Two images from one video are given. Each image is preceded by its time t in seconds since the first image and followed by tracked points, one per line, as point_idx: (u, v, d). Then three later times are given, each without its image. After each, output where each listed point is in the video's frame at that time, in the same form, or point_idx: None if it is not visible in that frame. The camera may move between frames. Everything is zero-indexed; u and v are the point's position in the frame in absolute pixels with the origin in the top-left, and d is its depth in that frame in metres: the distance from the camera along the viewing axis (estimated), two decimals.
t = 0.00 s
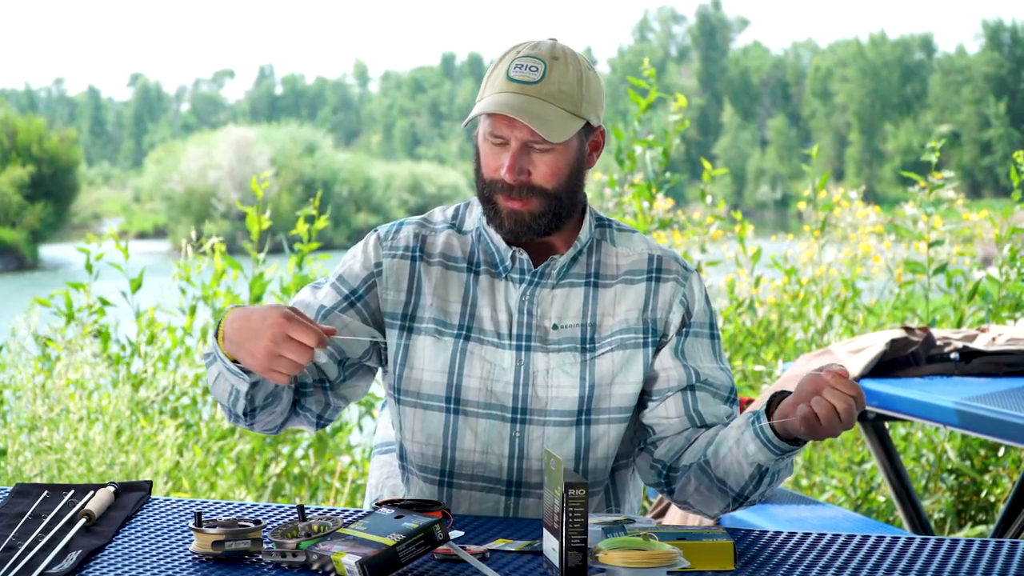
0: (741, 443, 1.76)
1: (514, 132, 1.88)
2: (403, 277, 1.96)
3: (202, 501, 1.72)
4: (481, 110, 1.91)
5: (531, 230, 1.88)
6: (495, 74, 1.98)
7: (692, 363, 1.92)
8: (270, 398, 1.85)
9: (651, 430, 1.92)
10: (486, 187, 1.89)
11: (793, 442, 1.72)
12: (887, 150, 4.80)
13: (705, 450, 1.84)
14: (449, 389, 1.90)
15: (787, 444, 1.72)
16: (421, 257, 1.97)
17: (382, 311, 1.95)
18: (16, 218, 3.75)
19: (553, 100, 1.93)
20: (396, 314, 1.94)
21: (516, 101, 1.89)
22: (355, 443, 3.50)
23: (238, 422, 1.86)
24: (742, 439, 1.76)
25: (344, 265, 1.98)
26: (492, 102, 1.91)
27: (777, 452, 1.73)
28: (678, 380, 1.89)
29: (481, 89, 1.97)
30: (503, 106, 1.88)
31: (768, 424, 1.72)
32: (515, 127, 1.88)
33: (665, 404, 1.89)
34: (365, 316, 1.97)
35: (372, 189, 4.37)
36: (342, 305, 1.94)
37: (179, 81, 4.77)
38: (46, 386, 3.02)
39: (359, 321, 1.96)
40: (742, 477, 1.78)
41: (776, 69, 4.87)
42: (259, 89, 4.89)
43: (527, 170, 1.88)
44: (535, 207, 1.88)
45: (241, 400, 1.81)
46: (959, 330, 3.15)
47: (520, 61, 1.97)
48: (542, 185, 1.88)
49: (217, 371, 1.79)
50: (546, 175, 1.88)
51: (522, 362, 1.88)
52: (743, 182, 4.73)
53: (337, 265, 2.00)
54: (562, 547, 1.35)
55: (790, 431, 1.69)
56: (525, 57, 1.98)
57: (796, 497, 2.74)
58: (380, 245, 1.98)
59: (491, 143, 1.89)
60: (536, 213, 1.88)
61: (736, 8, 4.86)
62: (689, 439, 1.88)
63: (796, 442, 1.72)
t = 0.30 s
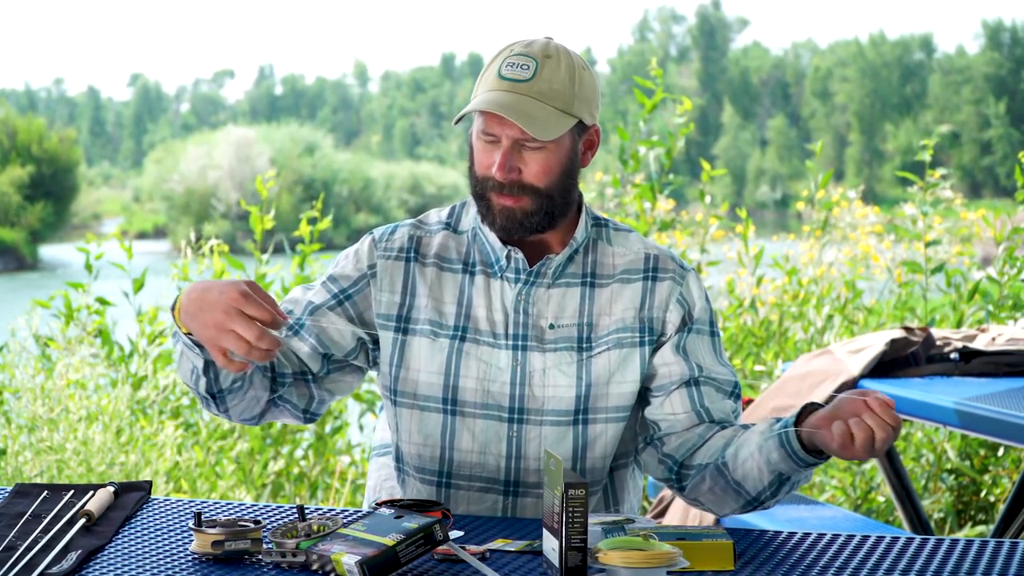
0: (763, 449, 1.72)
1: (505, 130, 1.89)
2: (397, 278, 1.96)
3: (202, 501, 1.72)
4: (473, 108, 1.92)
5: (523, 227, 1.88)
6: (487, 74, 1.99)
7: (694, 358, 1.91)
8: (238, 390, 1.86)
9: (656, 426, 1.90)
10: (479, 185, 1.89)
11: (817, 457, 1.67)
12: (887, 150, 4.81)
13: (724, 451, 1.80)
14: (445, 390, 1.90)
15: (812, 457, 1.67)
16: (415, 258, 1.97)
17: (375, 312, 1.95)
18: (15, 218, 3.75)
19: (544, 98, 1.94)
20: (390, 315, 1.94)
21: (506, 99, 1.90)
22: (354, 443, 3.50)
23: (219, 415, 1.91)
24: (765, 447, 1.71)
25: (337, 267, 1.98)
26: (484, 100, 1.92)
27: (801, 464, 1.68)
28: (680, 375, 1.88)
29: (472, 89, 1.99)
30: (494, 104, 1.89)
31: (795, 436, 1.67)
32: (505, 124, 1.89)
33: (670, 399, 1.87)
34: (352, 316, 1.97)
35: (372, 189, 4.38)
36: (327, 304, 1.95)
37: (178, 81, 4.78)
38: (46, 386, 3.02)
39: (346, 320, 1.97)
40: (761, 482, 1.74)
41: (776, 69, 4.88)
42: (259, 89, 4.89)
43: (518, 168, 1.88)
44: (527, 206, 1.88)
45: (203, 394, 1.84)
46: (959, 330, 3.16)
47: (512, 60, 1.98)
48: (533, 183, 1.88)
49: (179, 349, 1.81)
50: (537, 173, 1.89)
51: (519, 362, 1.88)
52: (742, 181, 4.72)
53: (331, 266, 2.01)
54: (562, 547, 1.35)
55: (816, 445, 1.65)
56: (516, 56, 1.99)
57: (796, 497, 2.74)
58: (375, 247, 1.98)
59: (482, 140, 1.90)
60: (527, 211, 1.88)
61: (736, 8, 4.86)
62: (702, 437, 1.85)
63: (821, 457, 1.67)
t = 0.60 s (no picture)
0: (793, 460, 1.69)
1: (493, 124, 1.91)
2: (394, 280, 1.96)
3: (202, 501, 1.72)
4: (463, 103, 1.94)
5: (507, 223, 1.89)
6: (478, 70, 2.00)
7: (699, 351, 1.91)
8: (219, 391, 1.85)
9: (668, 420, 1.88)
10: (465, 180, 1.91)
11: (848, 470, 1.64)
12: (887, 151, 4.82)
13: (749, 453, 1.76)
14: (442, 390, 1.90)
15: (845, 471, 1.64)
16: (412, 259, 1.97)
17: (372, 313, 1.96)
18: (15, 218, 3.76)
19: (533, 93, 1.94)
20: (388, 316, 1.95)
21: (495, 94, 1.92)
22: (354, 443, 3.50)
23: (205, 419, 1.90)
24: (796, 456, 1.68)
25: (332, 267, 1.99)
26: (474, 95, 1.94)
27: (834, 478, 1.65)
28: (687, 367, 1.88)
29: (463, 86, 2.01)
30: (481, 98, 1.91)
31: (830, 449, 1.64)
32: (493, 118, 1.91)
33: (683, 393, 1.87)
34: (344, 317, 1.97)
35: (372, 189, 4.39)
36: (319, 303, 1.95)
37: (178, 81, 4.79)
38: (46, 386, 3.02)
39: (338, 321, 1.97)
40: (787, 489, 1.72)
41: (775, 69, 4.88)
42: (258, 89, 4.90)
43: (504, 161, 1.89)
44: (512, 199, 1.88)
45: (185, 398, 1.82)
46: (959, 330, 3.16)
47: (502, 55, 1.99)
48: (519, 177, 1.89)
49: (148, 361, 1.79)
50: (524, 166, 1.90)
51: (515, 361, 1.88)
52: (742, 181, 4.73)
53: (326, 265, 2.01)
54: (562, 547, 1.36)
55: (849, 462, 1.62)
56: (506, 52, 2.00)
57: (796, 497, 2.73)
58: (371, 248, 1.99)
59: (471, 135, 1.91)
60: (512, 205, 1.88)
61: (736, 9, 4.91)
62: (722, 434, 1.82)
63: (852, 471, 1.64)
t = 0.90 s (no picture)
0: (777, 455, 1.65)
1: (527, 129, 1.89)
2: (394, 281, 1.96)
3: (201, 501, 1.72)
4: (487, 112, 1.91)
5: (550, 221, 1.88)
6: (489, 73, 1.95)
7: (694, 352, 1.89)
8: (218, 394, 1.82)
9: (661, 421, 1.87)
10: (501, 187, 1.88)
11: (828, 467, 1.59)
12: (886, 151, 4.84)
13: (736, 450, 1.74)
14: (442, 391, 1.90)
15: (825, 468, 1.59)
16: (412, 260, 1.97)
17: (372, 315, 1.96)
18: (15, 218, 3.75)
19: (560, 91, 1.92)
20: (388, 317, 1.95)
21: (525, 98, 1.89)
22: (354, 443, 3.51)
23: (211, 425, 1.87)
24: (779, 451, 1.65)
25: (332, 269, 2.00)
26: (501, 102, 1.90)
27: (816, 474, 1.61)
28: (682, 369, 1.87)
29: (476, 93, 1.95)
30: (514, 104, 1.88)
31: (809, 444, 1.59)
32: (526, 123, 1.89)
33: (675, 394, 1.86)
34: (345, 318, 1.98)
35: (371, 190, 4.44)
36: (320, 305, 1.96)
37: (177, 82, 4.97)
38: (46, 386, 3.03)
39: (339, 322, 1.97)
40: (771, 486, 1.69)
41: (775, 69, 5.00)
42: (257, 89, 5.12)
43: (546, 162, 1.87)
44: (553, 199, 1.87)
45: (186, 407, 1.80)
46: (959, 330, 3.16)
47: (513, 58, 1.94)
48: (560, 175, 1.87)
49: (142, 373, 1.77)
50: (563, 164, 1.87)
51: (515, 361, 1.88)
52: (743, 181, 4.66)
53: (326, 267, 2.02)
54: (561, 548, 1.35)
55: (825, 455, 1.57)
56: (515, 54, 1.95)
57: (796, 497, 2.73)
58: (371, 250, 1.99)
59: (502, 144, 1.88)
60: (553, 204, 1.87)
61: (736, 9, 4.94)
62: (712, 434, 1.80)
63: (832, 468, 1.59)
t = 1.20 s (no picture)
0: (761, 446, 1.68)
1: (531, 134, 1.89)
2: (395, 279, 1.96)
3: (201, 501, 1.72)
4: (492, 115, 1.91)
5: (552, 226, 1.88)
6: (494, 76, 1.94)
7: (689, 349, 1.90)
8: (213, 393, 1.82)
9: (653, 417, 1.87)
10: (503, 191, 1.89)
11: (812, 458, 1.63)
12: (886, 152, 4.94)
13: (723, 442, 1.77)
14: (442, 390, 1.90)
15: (807, 458, 1.63)
16: (412, 259, 1.97)
17: (373, 313, 1.96)
18: (15, 219, 3.74)
19: (565, 95, 1.92)
20: (389, 315, 1.95)
21: (529, 102, 1.88)
22: (354, 444, 3.51)
23: (210, 422, 1.88)
24: (764, 442, 1.68)
25: (333, 266, 1.99)
26: (506, 106, 1.89)
27: (797, 463, 1.65)
28: (676, 365, 1.87)
29: (480, 96, 1.94)
30: (519, 108, 1.88)
31: (794, 434, 1.63)
32: (530, 126, 1.89)
33: (668, 391, 1.86)
34: (346, 314, 1.98)
35: (371, 190, 4.42)
36: (323, 301, 1.96)
37: (177, 82, 5.01)
38: (47, 386, 3.02)
39: (340, 319, 1.98)
40: (756, 478, 1.71)
41: (774, 70, 4.99)
42: (257, 89, 5.17)
43: (550, 167, 1.87)
44: (554, 204, 1.87)
45: (181, 407, 1.81)
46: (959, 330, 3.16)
47: (518, 62, 1.93)
48: (563, 180, 1.87)
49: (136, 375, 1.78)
50: (566, 169, 1.88)
51: (516, 360, 1.88)
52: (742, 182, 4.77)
53: (326, 264, 2.01)
54: (561, 548, 1.35)
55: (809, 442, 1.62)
56: (520, 57, 1.94)
57: (795, 497, 2.73)
58: (372, 247, 1.99)
59: (506, 148, 1.88)
60: (554, 209, 1.88)
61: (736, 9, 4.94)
62: (702, 429, 1.82)
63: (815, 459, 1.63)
